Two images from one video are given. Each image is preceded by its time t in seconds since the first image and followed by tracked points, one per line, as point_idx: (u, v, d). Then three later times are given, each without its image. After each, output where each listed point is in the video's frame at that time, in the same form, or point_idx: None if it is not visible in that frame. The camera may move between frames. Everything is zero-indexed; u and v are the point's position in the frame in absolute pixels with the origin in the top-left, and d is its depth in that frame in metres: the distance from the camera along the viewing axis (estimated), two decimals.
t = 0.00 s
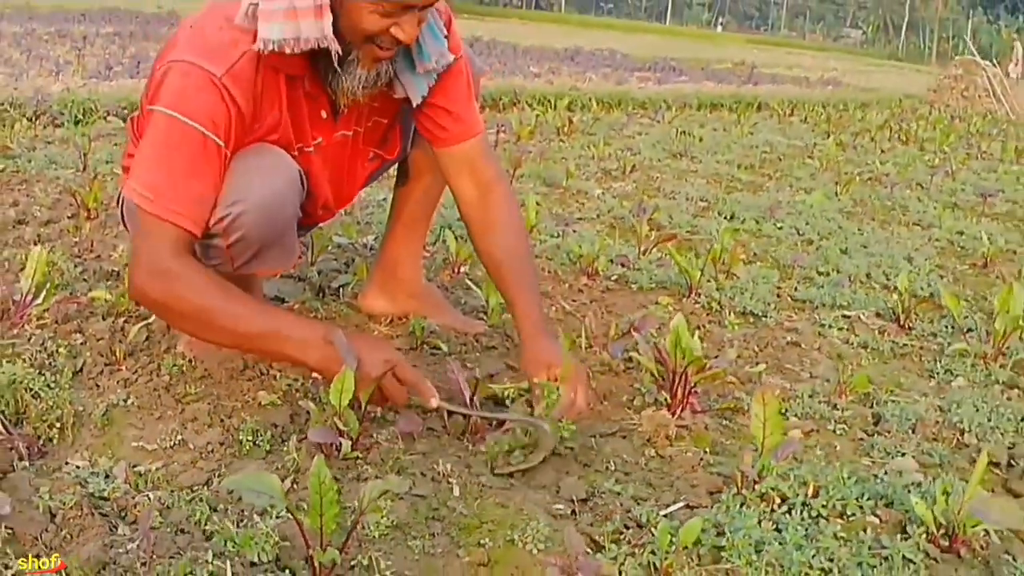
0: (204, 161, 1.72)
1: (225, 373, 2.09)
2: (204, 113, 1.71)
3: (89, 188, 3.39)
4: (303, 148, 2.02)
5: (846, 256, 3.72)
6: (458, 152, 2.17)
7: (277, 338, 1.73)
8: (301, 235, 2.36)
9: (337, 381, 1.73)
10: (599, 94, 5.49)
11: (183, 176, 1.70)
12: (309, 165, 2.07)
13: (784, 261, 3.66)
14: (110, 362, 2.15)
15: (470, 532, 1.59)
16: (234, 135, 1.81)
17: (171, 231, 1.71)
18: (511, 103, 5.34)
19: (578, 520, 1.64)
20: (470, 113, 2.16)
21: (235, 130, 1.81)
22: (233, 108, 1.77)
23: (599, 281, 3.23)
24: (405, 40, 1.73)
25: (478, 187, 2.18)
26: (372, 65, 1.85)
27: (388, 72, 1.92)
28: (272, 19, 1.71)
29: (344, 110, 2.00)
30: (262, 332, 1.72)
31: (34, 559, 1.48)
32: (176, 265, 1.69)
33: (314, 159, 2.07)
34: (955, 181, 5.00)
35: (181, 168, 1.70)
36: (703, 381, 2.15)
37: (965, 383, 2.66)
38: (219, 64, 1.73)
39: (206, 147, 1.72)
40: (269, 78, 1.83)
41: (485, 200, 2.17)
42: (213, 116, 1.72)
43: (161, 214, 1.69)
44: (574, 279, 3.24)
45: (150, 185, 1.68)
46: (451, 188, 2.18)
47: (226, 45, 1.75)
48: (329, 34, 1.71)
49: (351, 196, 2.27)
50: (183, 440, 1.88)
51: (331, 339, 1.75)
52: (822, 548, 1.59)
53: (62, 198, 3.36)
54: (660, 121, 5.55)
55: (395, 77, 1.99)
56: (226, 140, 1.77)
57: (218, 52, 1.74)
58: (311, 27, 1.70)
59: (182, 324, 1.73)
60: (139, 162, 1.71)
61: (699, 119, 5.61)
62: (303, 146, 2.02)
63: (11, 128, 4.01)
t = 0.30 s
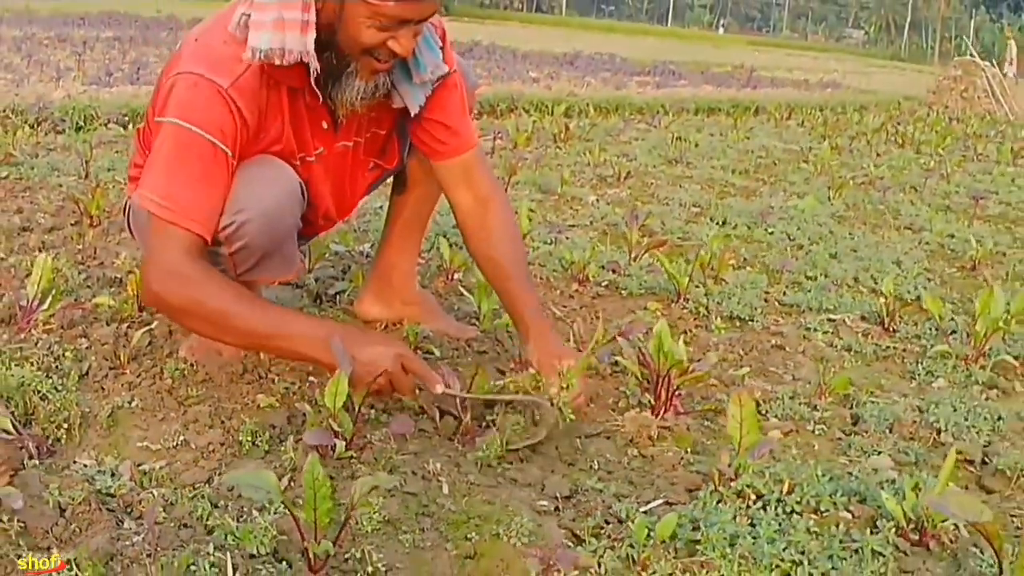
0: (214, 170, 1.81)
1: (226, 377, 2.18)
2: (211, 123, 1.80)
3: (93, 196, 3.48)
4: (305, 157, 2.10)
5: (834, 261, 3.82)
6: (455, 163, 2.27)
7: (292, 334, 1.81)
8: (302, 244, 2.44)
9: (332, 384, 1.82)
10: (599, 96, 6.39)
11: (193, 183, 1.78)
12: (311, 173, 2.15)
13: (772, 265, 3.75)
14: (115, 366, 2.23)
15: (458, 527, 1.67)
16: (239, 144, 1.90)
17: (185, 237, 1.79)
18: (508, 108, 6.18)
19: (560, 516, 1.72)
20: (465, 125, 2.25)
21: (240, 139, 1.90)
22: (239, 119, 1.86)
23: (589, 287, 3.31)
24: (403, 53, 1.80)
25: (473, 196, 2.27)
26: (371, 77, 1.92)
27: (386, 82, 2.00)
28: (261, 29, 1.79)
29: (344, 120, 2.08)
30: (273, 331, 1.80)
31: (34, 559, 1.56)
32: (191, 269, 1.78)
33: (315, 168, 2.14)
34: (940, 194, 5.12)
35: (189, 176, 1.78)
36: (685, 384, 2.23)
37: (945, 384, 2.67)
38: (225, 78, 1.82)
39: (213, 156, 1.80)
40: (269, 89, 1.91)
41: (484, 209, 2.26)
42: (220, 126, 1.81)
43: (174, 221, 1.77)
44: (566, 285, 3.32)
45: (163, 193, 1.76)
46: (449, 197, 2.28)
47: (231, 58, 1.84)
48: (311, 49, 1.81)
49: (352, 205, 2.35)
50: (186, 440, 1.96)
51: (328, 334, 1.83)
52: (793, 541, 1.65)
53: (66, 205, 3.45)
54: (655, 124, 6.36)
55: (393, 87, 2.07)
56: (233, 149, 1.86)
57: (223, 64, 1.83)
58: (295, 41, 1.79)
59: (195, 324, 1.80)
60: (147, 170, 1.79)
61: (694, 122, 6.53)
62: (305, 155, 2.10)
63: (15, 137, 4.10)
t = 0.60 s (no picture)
0: (223, 171, 1.87)
1: (231, 379, 2.23)
2: (221, 126, 1.86)
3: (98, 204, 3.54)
4: (307, 164, 2.14)
5: (830, 265, 3.87)
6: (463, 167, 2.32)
7: (292, 331, 1.85)
8: (304, 249, 2.50)
9: (332, 383, 1.89)
10: (601, 107, 6.84)
11: (202, 181, 1.83)
12: (311, 180, 2.20)
13: (768, 270, 3.80)
14: (121, 368, 2.29)
15: (455, 522, 1.73)
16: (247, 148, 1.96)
17: (189, 235, 1.83)
18: (513, 117, 6.44)
19: (554, 510, 1.77)
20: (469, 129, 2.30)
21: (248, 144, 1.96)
22: (248, 123, 1.93)
23: (587, 291, 3.36)
24: (407, 64, 1.86)
25: (480, 198, 2.33)
26: (377, 86, 1.97)
27: (390, 92, 2.04)
28: (283, 42, 1.85)
29: (348, 128, 2.11)
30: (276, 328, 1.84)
31: (35, 559, 1.59)
32: (195, 265, 1.82)
33: (317, 174, 2.19)
34: (938, 199, 5.16)
35: (198, 175, 1.83)
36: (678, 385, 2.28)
37: (937, 384, 2.67)
38: (236, 84, 1.88)
39: (223, 157, 1.87)
40: (277, 95, 1.96)
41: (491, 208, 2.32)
42: (229, 129, 1.88)
43: (179, 218, 1.82)
44: (564, 289, 3.37)
45: (169, 190, 1.81)
46: (456, 200, 2.32)
47: (243, 65, 1.90)
48: (335, 56, 1.84)
49: (357, 212, 2.39)
50: (191, 439, 2.02)
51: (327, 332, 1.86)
52: (781, 536, 1.69)
53: (72, 211, 3.51)
54: (658, 131, 6.54)
55: (396, 98, 2.11)
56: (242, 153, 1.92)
57: (230, 69, 1.89)
58: (317, 51, 1.83)
59: (199, 321, 1.84)
60: (156, 169, 1.84)
61: (695, 129, 6.74)
62: (307, 161, 2.14)
63: (21, 146, 4.16)
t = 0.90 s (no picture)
0: (222, 177, 1.91)
1: (238, 381, 2.29)
2: (221, 133, 1.91)
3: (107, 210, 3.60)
4: (312, 171, 2.20)
5: (829, 269, 3.92)
6: (457, 181, 2.32)
7: (292, 337, 1.90)
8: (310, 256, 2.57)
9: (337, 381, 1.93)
10: (604, 114, 6.89)
11: (197, 185, 1.88)
12: (317, 188, 2.26)
13: (768, 274, 3.85)
14: (131, 370, 2.35)
15: (456, 518, 1.78)
16: (251, 154, 2.00)
17: (191, 242, 1.89)
18: (518, 124, 6.51)
19: (553, 506, 1.82)
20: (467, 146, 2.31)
21: (252, 150, 2.00)
22: (251, 130, 1.97)
23: (588, 295, 3.41)
24: (409, 76, 1.91)
25: (472, 214, 2.33)
26: (379, 100, 2.03)
27: (390, 104, 2.10)
28: (290, 56, 1.90)
29: (353, 138, 2.17)
30: (271, 331, 1.90)
31: (35, 559, 1.63)
32: (192, 268, 1.88)
33: (322, 183, 2.25)
34: (940, 204, 5.20)
35: (195, 180, 1.88)
36: (676, 385, 2.33)
37: (931, 385, 2.71)
38: (240, 91, 1.93)
39: (221, 163, 1.91)
40: (283, 104, 2.01)
41: (482, 227, 2.32)
42: (229, 136, 1.92)
43: (178, 223, 1.88)
44: (565, 293, 3.43)
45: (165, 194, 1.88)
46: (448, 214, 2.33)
47: (248, 74, 1.94)
48: (340, 69, 1.89)
49: (360, 219, 2.45)
50: (200, 438, 2.07)
51: (325, 341, 1.92)
52: (773, 530, 1.74)
53: (81, 218, 3.57)
54: (663, 138, 6.58)
55: (400, 109, 2.18)
56: (244, 159, 1.96)
57: (236, 76, 1.94)
58: (323, 64, 1.87)
59: (197, 323, 1.91)
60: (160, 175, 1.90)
61: (698, 136, 6.79)
62: (311, 169, 2.20)
63: (30, 154, 4.22)
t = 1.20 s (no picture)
0: (236, 186, 1.95)
1: (247, 384, 2.33)
2: (235, 142, 1.95)
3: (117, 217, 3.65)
4: (323, 177, 2.25)
5: (831, 275, 3.95)
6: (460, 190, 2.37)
7: (307, 338, 1.96)
8: (320, 261, 2.61)
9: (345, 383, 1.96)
10: (610, 122, 6.93)
11: (215, 195, 1.92)
12: (327, 193, 2.31)
13: (770, 279, 3.88)
14: (142, 374, 2.39)
15: (460, 516, 1.82)
16: (264, 162, 2.05)
17: (208, 249, 1.93)
18: (524, 132, 6.55)
19: (555, 505, 1.86)
20: (469, 155, 2.35)
21: (264, 159, 2.04)
22: (263, 139, 2.01)
23: (592, 301, 3.45)
24: (409, 81, 1.94)
25: (475, 223, 2.37)
26: (381, 105, 2.07)
27: (396, 109, 2.13)
28: (279, 59, 1.92)
29: (360, 143, 2.23)
30: (286, 334, 1.95)
31: (34, 559, 1.67)
32: (209, 276, 1.93)
33: (333, 187, 2.30)
34: (944, 211, 5.23)
35: (210, 189, 1.92)
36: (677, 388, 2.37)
37: (930, 389, 2.74)
38: (251, 101, 1.97)
39: (234, 172, 1.95)
40: (291, 112, 2.06)
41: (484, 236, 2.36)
42: (243, 145, 1.96)
43: (195, 232, 1.92)
44: (570, 299, 3.46)
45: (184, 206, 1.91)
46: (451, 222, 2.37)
47: (259, 83, 1.98)
48: (323, 76, 1.90)
49: (369, 223, 2.49)
50: (210, 439, 2.11)
51: (339, 340, 1.98)
52: (770, 527, 1.77)
53: (91, 226, 3.62)
54: (669, 146, 6.62)
55: (404, 114, 2.21)
56: (257, 168, 2.01)
57: (247, 87, 1.98)
58: (307, 69, 1.89)
59: (216, 329, 1.96)
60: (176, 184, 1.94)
61: (704, 143, 6.82)
62: (321, 175, 2.25)
63: (40, 162, 4.27)
